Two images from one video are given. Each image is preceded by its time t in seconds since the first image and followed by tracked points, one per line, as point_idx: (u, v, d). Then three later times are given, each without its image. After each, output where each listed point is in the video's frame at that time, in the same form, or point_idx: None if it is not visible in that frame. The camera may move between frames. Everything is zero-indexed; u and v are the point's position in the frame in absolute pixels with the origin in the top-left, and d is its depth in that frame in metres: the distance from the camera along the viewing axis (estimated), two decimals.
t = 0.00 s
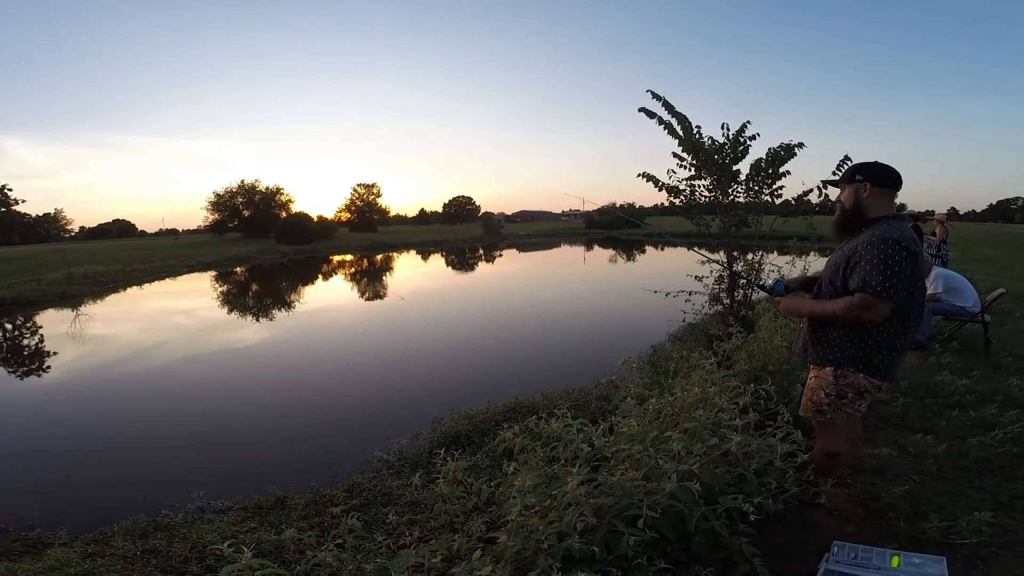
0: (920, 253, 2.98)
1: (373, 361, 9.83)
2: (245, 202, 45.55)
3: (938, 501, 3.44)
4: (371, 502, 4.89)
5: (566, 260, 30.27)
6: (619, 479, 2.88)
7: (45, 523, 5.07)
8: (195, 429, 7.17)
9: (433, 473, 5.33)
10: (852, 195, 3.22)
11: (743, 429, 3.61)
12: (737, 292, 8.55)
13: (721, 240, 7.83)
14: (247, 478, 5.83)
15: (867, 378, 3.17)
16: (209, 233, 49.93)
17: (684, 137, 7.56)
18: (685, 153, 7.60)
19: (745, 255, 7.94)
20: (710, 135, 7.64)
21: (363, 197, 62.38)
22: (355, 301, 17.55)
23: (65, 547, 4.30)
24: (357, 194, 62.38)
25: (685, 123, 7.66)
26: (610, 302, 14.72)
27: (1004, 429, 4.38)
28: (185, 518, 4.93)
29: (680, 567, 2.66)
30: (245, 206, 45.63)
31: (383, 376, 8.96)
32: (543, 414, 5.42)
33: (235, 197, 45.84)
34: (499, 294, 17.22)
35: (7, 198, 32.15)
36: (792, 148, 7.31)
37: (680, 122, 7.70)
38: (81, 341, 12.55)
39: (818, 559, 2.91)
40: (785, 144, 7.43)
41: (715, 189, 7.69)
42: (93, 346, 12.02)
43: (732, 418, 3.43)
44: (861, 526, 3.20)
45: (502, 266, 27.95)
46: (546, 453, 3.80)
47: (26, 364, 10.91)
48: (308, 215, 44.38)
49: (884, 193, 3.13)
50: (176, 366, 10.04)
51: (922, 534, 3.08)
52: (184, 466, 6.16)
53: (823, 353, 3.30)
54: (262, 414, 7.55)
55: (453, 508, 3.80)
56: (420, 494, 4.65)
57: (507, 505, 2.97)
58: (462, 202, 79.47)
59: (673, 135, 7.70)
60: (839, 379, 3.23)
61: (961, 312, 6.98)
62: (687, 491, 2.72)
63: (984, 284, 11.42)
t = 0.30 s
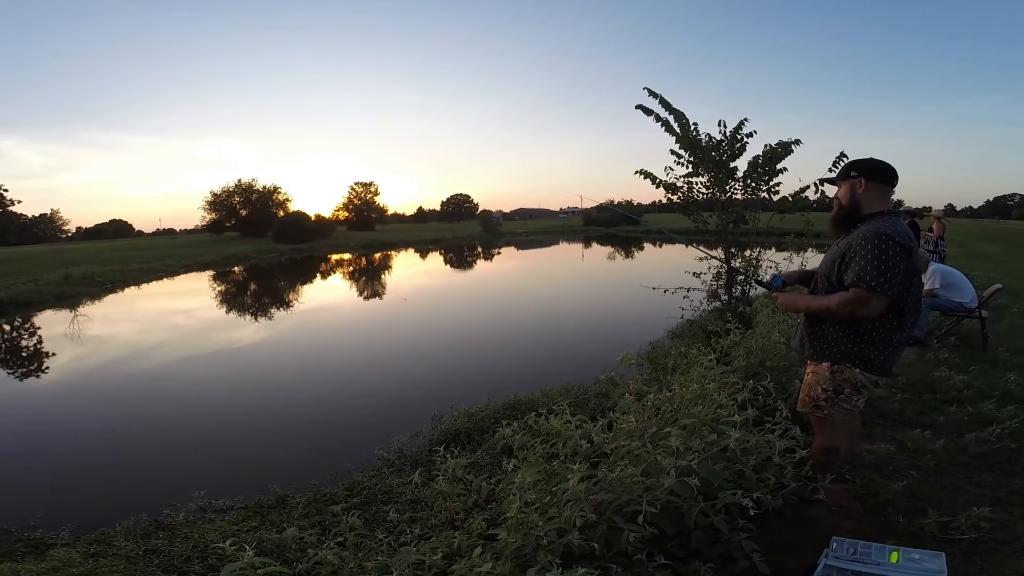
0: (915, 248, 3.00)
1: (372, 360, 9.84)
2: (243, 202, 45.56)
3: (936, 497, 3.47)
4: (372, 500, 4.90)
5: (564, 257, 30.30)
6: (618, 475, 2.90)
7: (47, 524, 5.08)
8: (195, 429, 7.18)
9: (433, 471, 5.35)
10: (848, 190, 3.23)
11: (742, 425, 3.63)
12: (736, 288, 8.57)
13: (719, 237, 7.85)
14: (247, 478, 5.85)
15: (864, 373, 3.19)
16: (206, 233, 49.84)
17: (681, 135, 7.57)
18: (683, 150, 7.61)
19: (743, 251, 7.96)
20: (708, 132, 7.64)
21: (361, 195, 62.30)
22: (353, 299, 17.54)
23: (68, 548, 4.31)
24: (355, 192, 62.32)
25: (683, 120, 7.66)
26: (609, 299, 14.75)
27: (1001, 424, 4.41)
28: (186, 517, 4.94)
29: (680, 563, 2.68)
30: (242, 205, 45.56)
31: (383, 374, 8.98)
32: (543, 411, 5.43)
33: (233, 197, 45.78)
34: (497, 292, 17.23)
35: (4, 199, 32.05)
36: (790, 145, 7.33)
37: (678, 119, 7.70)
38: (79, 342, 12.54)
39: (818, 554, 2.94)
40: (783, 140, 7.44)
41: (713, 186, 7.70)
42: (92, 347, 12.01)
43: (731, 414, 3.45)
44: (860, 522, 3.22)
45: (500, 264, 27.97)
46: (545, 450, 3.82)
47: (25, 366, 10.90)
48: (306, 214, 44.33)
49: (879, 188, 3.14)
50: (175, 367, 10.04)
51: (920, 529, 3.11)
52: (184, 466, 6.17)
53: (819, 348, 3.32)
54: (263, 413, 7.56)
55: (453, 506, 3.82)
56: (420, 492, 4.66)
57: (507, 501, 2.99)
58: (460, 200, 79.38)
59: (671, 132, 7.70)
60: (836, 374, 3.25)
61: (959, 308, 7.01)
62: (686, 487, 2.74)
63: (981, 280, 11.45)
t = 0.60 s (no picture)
0: (913, 249, 2.99)
1: (372, 359, 9.83)
2: (244, 200, 45.70)
3: (935, 498, 3.47)
4: (370, 499, 4.90)
5: (564, 257, 30.30)
6: (617, 475, 2.90)
7: (45, 522, 5.08)
8: (194, 428, 7.18)
9: (431, 471, 5.35)
10: (849, 190, 3.23)
11: (741, 425, 3.63)
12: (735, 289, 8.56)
13: (719, 237, 7.85)
14: (246, 477, 5.84)
15: (862, 374, 3.19)
16: (206, 232, 49.83)
17: (682, 135, 7.57)
18: (684, 150, 7.61)
19: (743, 252, 7.96)
20: (709, 132, 7.64)
21: (361, 194, 62.29)
22: (353, 298, 17.52)
23: (66, 546, 4.31)
24: (355, 191, 62.32)
25: (684, 119, 7.66)
26: (609, 299, 14.76)
27: (1000, 426, 4.41)
28: (184, 516, 4.95)
29: (678, 563, 2.68)
30: (243, 204, 45.58)
31: (382, 374, 8.99)
32: (542, 410, 5.43)
33: (233, 195, 45.80)
34: (498, 291, 17.22)
35: (5, 198, 32.07)
36: (791, 146, 7.32)
37: (679, 118, 7.70)
38: (79, 340, 12.54)
39: (815, 555, 2.94)
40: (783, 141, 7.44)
41: (713, 186, 7.69)
42: (92, 345, 12.01)
43: (730, 414, 3.45)
44: (858, 522, 3.23)
45: (500, 263, 27.96)
46: (544, 449, 3.83)
47: (24, 363, 10.91)
48: (306, 213, 44.33)
49: (880, 188, 3.13)
50: (174, 365, 10.04)
51: (918, 530, 3.11)
52: (185, 464, 6.18)
53: (818, 349, 3.32)
54: (262, 412, 7.57)
55: (451, 505, 3.82)
56: (419, 491, 4.66)
57: (506, 501, 2.99)
58: (461, 199, 79.44)
59: (671, 132, 7.70)
60: (834, 375, 3.26)
61: (958, 309, 7.01)
62: (685, 487, 2.74)
63: (982, 282, 11.45)
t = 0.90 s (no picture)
0: (913, 250, 2.98)
1: (372, 358, 9.83)
2: (245, 198, 45.96)
3: (934, 500, 3.46)
4: (369, 498, 4.91)
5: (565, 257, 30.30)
6: (615, 475, 2.89)
7: (44, 519, 5.09)
8: (194, 426, 7.19)
9: (431, 470, 5.35)
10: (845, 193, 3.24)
11: (741, 426, 3.62)
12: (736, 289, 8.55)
13: (720, 238, 7.84)
14: (245, 475, 5.85)
15: (863, 376, 3.19)
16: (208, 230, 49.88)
17: (684, 135, 7.57)
18: (686, 151, 7.60)
19: (744, 253, 7.95)
20: (711, 133, 7.63)
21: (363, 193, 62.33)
22: (354, 297, 17.52)
23: (65, 543, 4.32)
24: (357, 190, 62.38)
25: (686, 120, 7.65)
26: (610, 299, 14.75)
27: (1000, 428, 4.40)
28: (183, 514, 4.95)
29: (676, 564, 2.68)
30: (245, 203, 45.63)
31: (382, 373, 8.99)
32: (541, 409, 5.42)
33: (235, 194, 45.86)
34: (499, 291, 17.20)
35: (8, 195, 32.13)
36: (793, 147, 7.31)
37: (681, 119, 7.69)
38: (80, 338, 12.56)
39: (813, 556, 2.94)
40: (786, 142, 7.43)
41: (715, 187, 7.68)
42: (92, 343, 12.02)
43: (729, 415, 3.44)
44: (856, 524, 3.23)
45: (501, 263, 27.97)
46: (544, 449, 3.82)
47: (26, 361, 10.93)
48: (308, 212, 44.36)
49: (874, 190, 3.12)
50: (175, 363, 10.06)
51: (917, 532, 3.11)
52: (184, 462, 6.20)
53: (819, 351, 3.32)
54: (262, 410, 7.58)
55: (450, 504, 3.81)
56: (418, 490, 4.66)
57: (505, 500, 2.99)
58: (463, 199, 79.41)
59: (673, 133, 7.70)
60: (835, 377, 3.26)
61: (959, 311, 7.00)
62: (684, 487, 2.73)
63: (983, 284, 11.41)
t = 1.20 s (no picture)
0: (910, 250, 2.97)
1: (371, 356, 9.83)
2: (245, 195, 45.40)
3: (932, 500, 3.47)
4: (368, 495, 4.91)
5: (566, 255, 30.30)
6: (614, 474, 2.89)
7: (44, 516, 5.09)
8: (193, 423, 7.20)
9: (429, 468, 5.36)
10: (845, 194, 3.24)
11: (740, 425, 3.62)
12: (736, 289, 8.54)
13: (720, 237, 7.84)
14: (245, 472, 5.85)
15: (861, 375, 3.18)
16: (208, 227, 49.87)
17: (685, 134, 7.56)
18: (687, 150, 7.59)
19: (745, 252, 7.95)
20: (712, 132, 7.63)
21: (364, 191, 62.30)
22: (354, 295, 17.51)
23: (64, 540, 4.32)
24: (358, 187, 62.36)
25: (687, 119, 7.65)
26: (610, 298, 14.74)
27: (998, 429, 4.41)
28: (182, 511, 4.96)
29: (673, 563, 2.68)
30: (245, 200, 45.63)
31: (382, 370, 9.00)
32: (540, 408, 5.41)
33: (236, 191, 45.84)
34: (499, 289, 17.19)
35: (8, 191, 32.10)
36: (795, 147, 7.30)
37: (682, 118, 7.69)
38: (80, 334, 12.58)
39: (811, 555, 2.95)
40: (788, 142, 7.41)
41: (715, 186, 7.68)
42: (92, 339, 12.03)
43: (728, 414, 3.44)
44: (854, 524, 3.23)
45: (502, 261, 27.98)
46: (542, 447, 3.82)
47: (26, 357, 10.94)
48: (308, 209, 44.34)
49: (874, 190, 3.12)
50: (174, 360, 10.06)
51: (914, 532, 3.11)
52: (184, 459, 6.20)
53: (818, 350, 3.32)
54: (262, 407, 7.58)
55: (449, 502, 3.82)
56: (417, 488, 4.67)
57: (504, 498, 2.99)
58: (463, 197, 79.39)
59: (674, 131, 7.69)
60: (833, 377, 3.26)
61: (959, 312, 6.99)
62: (682, 486, 2.73)
63: (984, 286, 11.40)
